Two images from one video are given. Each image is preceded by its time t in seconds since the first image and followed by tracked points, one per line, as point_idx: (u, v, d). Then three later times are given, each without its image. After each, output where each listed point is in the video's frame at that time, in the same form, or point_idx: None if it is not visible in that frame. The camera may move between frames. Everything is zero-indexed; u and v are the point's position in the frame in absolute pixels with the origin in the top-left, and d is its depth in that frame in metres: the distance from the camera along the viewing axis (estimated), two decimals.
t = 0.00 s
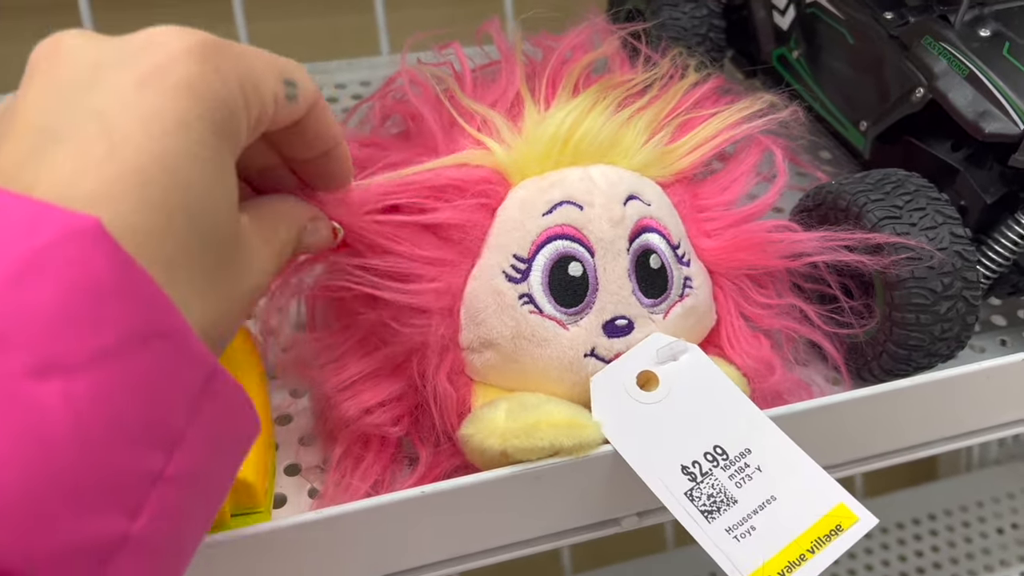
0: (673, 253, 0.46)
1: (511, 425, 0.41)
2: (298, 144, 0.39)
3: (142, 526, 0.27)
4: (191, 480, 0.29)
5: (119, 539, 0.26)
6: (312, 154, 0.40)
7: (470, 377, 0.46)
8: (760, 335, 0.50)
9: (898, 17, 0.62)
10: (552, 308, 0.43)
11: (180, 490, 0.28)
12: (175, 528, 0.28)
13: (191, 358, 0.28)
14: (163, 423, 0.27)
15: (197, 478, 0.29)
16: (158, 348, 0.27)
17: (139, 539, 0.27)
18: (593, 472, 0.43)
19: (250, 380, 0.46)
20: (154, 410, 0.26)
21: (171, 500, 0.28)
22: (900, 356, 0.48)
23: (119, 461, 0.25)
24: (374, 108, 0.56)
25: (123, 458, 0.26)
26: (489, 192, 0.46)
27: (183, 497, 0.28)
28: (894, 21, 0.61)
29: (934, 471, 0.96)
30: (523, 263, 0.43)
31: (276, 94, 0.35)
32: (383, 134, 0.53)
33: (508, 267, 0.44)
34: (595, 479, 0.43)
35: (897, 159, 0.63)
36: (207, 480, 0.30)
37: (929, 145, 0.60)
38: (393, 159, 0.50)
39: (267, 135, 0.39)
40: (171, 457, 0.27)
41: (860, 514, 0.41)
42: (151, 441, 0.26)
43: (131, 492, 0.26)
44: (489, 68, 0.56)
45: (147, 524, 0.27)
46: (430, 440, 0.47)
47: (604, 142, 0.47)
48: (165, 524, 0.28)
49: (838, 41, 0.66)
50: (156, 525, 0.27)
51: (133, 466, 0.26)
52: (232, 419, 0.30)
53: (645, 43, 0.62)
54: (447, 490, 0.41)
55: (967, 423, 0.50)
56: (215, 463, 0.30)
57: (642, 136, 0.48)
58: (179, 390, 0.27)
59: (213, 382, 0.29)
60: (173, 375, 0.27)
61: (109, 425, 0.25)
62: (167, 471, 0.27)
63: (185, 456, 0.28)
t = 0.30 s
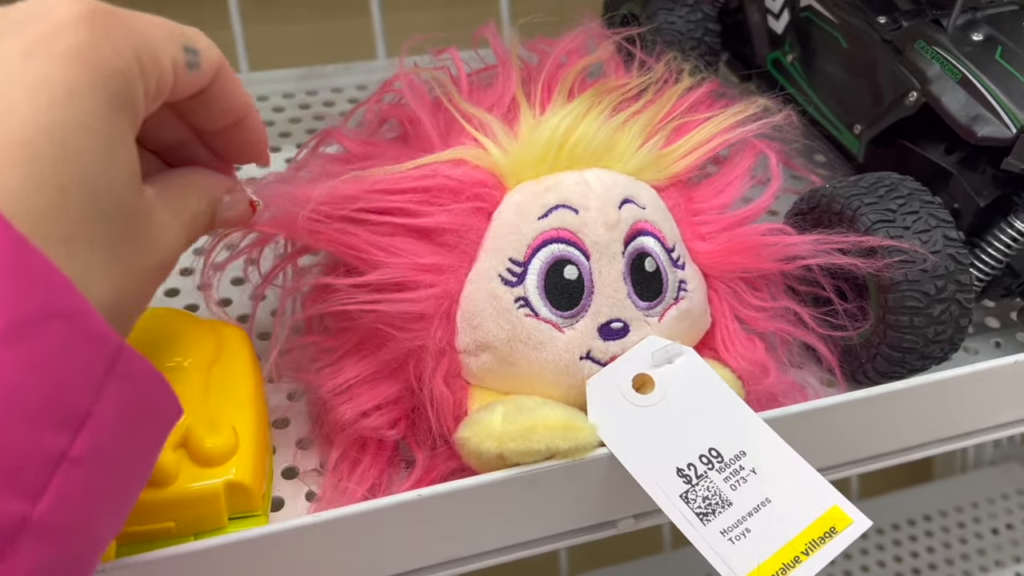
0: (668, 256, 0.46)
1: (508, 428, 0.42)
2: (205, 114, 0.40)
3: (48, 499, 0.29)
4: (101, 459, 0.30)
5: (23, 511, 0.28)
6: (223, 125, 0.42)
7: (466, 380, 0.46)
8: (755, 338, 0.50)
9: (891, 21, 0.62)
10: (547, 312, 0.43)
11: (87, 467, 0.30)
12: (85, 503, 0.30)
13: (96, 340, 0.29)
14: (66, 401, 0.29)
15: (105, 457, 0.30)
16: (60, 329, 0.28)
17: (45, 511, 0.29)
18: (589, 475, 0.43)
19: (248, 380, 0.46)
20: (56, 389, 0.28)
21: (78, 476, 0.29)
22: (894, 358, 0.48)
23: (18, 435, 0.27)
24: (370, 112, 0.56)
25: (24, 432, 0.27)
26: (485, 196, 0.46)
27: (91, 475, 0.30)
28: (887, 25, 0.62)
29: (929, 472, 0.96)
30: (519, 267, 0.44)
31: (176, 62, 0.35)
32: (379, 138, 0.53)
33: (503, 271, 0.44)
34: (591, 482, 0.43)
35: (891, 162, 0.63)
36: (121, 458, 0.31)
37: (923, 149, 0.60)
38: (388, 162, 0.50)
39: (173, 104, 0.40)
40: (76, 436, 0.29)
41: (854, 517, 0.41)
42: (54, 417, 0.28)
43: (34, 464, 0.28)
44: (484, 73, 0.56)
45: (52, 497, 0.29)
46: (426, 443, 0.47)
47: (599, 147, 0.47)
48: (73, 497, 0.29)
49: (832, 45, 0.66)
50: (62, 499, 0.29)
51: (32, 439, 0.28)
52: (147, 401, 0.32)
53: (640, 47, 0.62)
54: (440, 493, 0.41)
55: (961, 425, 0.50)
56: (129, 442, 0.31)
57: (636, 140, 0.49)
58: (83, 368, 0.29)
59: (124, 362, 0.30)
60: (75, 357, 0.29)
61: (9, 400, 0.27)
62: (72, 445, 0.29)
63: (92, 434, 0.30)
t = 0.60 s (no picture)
0: (655, 266, 0.46)
1: (494, 435, 0.42)
2: (107, 45, 0.41)
3: None
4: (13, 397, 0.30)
5: None
6: (129, 57, 0.42)
7: (453, 387, 0.45)
8: (741, 349, 0.50)
9: (876, 29, 0.62)
10: (535, 319, 0.43)
11: None
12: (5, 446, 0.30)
13: None
14: None
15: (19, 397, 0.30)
16: None
17: None
18: (574, 483, 0.43)
19: (233, 388, 0.46)
20: None
21: None
22: (879, 366, 0.48)
23: None
24: (361, 118, 0.56)
25: None
26: (475, 203, 0.46)
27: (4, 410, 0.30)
28: (872, 33, 0.62)
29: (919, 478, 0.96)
30: (507, 273, 0.44)
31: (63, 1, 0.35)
32: (368, 145, 0.53)
33: (492, 277, 0.44)
34: (577, 490, 0.43)
35: (877, 169, 0.64)
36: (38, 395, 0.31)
37: (909, 156, 0.61)
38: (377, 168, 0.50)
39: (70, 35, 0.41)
40: None
41: (838, 523, 0.41)
42: None
43: None
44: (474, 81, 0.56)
45: None
46: (412, 451, 0.47)
47: (589, 157, 0.47)
48: None
49: (818, 53, 0.67)
50: None
51: None
52: (55, 335, 0.32)
53: (632, 59, 0.62)
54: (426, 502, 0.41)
55: (945, 431, 0.50)
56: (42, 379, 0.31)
57: (626, 150, 0.49)
58: None
59: (27, 294, 0.30)
60: None
61: None
62: None
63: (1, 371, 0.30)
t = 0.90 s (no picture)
0: (645, 290, 0.46)
1: (479, 461, 0.41)
2: None
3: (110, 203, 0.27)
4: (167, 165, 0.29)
5: (73, 226, 0.27)
6: None
7: (440, 408, 0.45)
8: (728, 374, 0.50)
9: (862, 48, 0.63)
10: (524, 341, 0.43)
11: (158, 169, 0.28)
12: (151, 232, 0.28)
13: (152, 41, 0.28)
14: (99, 101, 0.27)
15: (197, 167, 0.29)
16: (54, 10, 0.27)
17: (103, 230, 0.27)
18: (562, 508, 0.43)
19: (218, 414, 0.46)
20: (41, 76, 0.26)
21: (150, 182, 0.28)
22: (866, 387, 0.49)
23: (24, 147, 0.26)
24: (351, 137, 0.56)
25: (47, 140, 0.26)
26: (465, 224, 0.46)
27: (160, 182, 0.28)
28: (858, 52, 0.62)
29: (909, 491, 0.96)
30: (497, 294, 0.43)
31: None
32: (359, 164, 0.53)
33: (481, 299, 0.44)
34: (565, 515, 0.43)
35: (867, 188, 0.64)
36: (203, 182, 0.30)
37: (895, 175, 0.61)
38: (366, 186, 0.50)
39: None
40: (158, 154, 0.28)
41: (825, 547, 0.41)
42: (87, 125, 0.27)
43: (56, 183, 0.26)
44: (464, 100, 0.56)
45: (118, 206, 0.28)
46: (398, 475, 0.47)
47: (579, 179, 0.47)
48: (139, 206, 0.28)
49: (804, 71, 0.67)
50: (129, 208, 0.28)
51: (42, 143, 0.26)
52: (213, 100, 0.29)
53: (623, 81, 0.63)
54: (416, 529, 0.40)
55: (930, 451, 0.51)
56: (203, 167, 0.30)
57: (616, 173, 0.49)
58: (144, 72, 0.28)
59: (180, 55, 0.28)
60: (136, 53, 0.28)
61: (1, 95, 0.25)
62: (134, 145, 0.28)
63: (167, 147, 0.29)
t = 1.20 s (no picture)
0: (627, 316, 0.46)
1: (462, 490, 0.41)
2: None
3: (286, 234, 0.33)
4: (302, 206, 0.33)
5: (247, 245, 0.31)
6: None
7: (423, 436, 0.45)
8: (711, 399, 0.50)
9: (845, 70, 0.63)
10: (507, 368, 0.43)
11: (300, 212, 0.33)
12: (304, 259, 0.34)
13: (317, 114, 0.34)
14: (271, 155, 0.32)
15: (330, 207, 0.35)
16: (281, 90, 0.33)
17: (271, 249, 0.32)
18: (545, 536, 0.43)
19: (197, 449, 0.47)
20: (277, 133, 0.32)
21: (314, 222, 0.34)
22: (848, 411, 0.49)
23: (227, 183, 0.30)
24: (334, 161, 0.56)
25: (235, 180, 0.31)
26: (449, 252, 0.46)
27: (315, 220, 0.34)
28: (840, 75, 0.63)
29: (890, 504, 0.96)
30: (480, 323, 0.43)
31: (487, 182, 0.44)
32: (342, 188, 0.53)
33: (464, 327, 0.43)
34: (549, 542, 0.43)
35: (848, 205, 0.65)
36: (337, 225, 0.35)
37: (877, 196, 0.62)
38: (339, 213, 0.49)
39: None
40: (313, 200, 0.34)
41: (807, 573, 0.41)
42: (264, 172, 0.32)
43: (241, 210, 0.31)
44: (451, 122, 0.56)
45: (282, 236, 0.32)
46: (380, 504, 0.47)
47: (563, 206, 0.47)
48: (298, 237, 0.33)
49: (787, 93, 0.67)
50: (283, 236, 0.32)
51: (224, 179, 0.30)
52: (340, 185, 0.35)
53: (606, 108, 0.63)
54: (397, 559, 0.40)
55: (910, 472, 0.52)
56: (344, 213, 0.36)
57: (600, 200, 0.49)
58: (308, 140, 0.33)
59: (333, 134, 0.35)
60: (297, 113, 0.33)
61: (262, 157, 0.32)
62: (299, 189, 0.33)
63: (319, 195, 0.34)
